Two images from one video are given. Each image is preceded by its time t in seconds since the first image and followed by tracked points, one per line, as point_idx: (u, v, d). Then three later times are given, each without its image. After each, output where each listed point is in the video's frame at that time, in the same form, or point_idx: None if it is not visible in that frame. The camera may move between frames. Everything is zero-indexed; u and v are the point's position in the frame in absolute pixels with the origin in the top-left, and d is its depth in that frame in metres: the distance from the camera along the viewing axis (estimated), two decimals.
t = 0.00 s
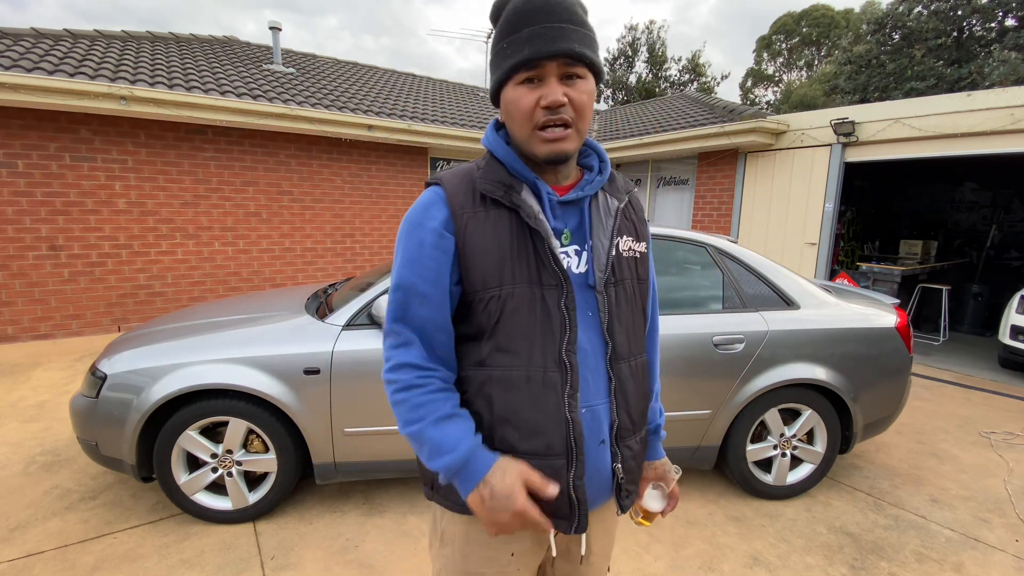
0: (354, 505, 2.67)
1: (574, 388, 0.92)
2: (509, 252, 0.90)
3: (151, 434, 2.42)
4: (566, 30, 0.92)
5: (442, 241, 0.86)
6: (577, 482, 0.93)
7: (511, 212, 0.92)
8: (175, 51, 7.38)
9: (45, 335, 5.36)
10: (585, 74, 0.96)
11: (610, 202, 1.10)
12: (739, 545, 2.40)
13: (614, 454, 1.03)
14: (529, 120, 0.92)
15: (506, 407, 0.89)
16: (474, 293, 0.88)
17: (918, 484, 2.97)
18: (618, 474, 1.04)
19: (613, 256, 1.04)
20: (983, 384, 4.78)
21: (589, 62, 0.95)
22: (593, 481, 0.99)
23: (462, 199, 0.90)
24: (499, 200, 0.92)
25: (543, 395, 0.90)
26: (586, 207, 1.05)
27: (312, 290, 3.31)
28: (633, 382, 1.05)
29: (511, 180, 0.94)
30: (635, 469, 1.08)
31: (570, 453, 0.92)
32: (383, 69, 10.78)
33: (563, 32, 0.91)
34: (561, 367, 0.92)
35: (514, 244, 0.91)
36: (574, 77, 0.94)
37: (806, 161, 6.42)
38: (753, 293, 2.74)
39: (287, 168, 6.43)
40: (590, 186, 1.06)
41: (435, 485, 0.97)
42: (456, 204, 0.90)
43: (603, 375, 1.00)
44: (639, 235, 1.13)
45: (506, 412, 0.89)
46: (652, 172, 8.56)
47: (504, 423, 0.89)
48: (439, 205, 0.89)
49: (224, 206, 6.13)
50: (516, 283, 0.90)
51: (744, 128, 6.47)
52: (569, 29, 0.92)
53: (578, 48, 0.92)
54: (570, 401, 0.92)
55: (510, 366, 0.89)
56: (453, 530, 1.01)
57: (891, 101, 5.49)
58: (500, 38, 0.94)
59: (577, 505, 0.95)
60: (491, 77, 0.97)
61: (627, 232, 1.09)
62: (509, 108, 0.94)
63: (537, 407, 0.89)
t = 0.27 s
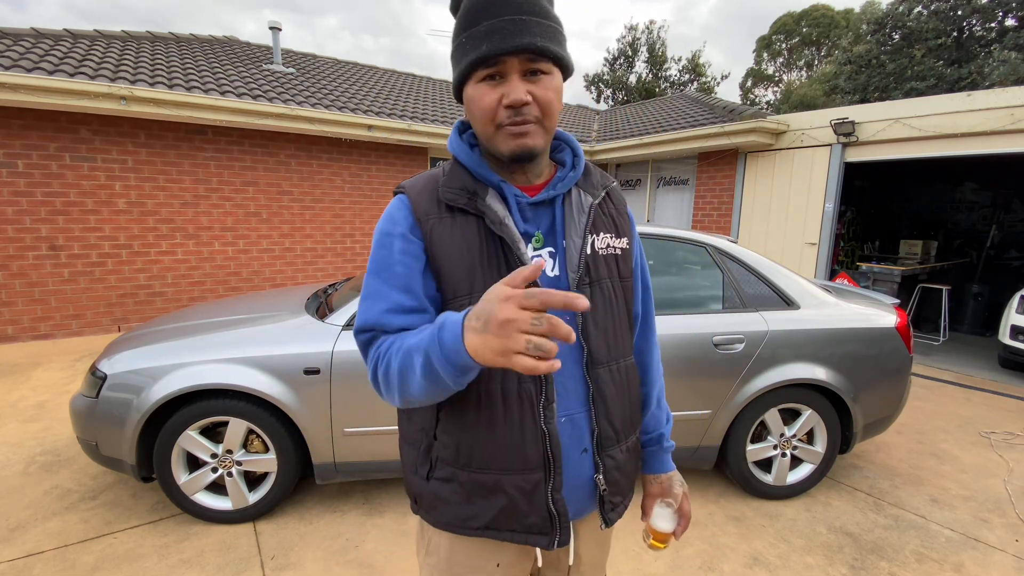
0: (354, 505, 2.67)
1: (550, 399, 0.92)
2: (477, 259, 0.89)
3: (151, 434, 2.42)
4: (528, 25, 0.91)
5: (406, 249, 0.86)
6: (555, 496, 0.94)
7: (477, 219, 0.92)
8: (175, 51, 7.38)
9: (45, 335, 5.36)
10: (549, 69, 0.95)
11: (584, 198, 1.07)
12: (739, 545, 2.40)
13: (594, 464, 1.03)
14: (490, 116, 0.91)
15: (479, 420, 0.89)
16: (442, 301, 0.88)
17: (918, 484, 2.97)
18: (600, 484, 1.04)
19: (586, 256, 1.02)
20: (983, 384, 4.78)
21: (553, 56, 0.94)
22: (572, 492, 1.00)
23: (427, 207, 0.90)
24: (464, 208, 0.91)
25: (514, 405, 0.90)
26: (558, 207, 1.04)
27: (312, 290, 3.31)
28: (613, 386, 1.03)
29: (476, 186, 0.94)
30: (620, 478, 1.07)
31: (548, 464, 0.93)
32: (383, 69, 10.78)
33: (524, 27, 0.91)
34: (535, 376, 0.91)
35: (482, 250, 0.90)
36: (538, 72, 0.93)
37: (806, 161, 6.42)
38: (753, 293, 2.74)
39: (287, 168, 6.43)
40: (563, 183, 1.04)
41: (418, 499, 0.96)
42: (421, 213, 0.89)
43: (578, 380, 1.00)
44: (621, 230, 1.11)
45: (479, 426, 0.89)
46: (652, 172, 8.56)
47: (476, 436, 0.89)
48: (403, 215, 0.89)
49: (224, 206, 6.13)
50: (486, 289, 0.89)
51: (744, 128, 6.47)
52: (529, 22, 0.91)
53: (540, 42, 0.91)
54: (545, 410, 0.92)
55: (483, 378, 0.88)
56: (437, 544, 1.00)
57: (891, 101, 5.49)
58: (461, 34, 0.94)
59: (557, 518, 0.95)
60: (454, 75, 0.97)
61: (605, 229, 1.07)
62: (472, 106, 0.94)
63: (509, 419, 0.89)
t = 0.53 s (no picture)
0: (353, 505, 2.68)
1: (543, 409, 0.91)
2: (460, 267, 0.86)
3: (151, 434, 2.42)
4: (504, 22, 0.90)
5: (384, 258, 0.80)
6: (555, 509, 0.92)
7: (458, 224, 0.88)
8: (175, 51, 7.38)
9: (45, 335, 5.36)
10: (527, 69, 0.94)
11: (565, 198, 1.07)
12: (739, 545, 2.40)
13: (585, 473, 1.01)
14: (467, 115, 0.89)
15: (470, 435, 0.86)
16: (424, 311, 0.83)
17: (919, 484, 2.97)
18: (590, 495, 1.02)
19: (568, 257, 1.01)
20: (983, 384, 4.78)
21: (531, 55, 0.93)
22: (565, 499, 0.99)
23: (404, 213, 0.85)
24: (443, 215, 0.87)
25: (505, 418, 0.88)
26: (539, 208, 1.04)
27: (311, 290, 3.31)
28: (600, 391, 1.03)
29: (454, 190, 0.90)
30: (611, 484, 1.06)
31: (545, 476, 0.91)
32: (383, 69, 10.78)
33: (501, 25, 0.90)
34: (527, 387, 0.90)
35: (466, 257, 0.87)
36: (514, 72, 0.92)
37: (806, 161, 6.42)
38: (753, 293, 2.74)
39: (287, 168, 6.43)
40: (542, 184, 1.03)
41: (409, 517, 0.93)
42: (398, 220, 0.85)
43: (565, 388, 0.98)
44: (601, 231, 1.12)
45: (470, 441, 0.86)
46: (652, 172, 8.56)
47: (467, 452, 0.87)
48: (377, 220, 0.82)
49: (224, 206, 6.13)
50: (470, 300, 0.85)
51: (744, 128, 6.48)
52: (506, 19, 0.90)
53: (517, 40, 0.90)
54: (539, 422, 0.90)
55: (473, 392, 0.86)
56: (430, 562, 0.98)
57: (892, 101, 5.49)
58: (434, 31, 0.92)
59: (556, 531, 0.93)
60: (426, 74, 0.94)
61: (584, 230, 1.07)
62: (445, 106, 0.91)
63: (500, 432, 0.87)
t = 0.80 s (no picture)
0: (353, 505, 2.67)
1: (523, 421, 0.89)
2: (434, 276, 0.83)
3: (151, 434, 2.42)
4: (520, 16, 0.87)
5: (353, 270, 0.76)
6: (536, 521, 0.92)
7: (432, 231, 0.86)
8: (174, 51, 7.38)
9: (45, 335, 5.36)
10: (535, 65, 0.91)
11: (544, 198, 1.04)
12: (739, 545, 2.40)
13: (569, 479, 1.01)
14: (499, 110, 0.83)
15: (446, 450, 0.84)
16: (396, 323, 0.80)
17: (919, 484, 2.97)
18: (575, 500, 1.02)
19: (548, 259, 0.99)
20: (983, 384, 4.78)
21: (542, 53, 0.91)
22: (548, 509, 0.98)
23: (376, 220, 0.82)
24: (416, 219, 0.85)
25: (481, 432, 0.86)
26: (518, 209, 1.01)
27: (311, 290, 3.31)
28: (583, 395, 1.02)
29: (427, 195, 0.88)
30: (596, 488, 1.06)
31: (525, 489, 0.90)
32: (383, 69, 10.78)
33: (520, 18, 0.86)
34: (506, 398, 0.88)
35: (441, 267, 0.84)
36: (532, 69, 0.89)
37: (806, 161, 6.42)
38: (753, 293, 2.74)
39: (287, 168, 6.43)
40: (520, 185, 0.99)
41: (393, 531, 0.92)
42: (369, 227, 0.81)
43: (546, 395, 0.97)
44: (582, 230, 1.10)
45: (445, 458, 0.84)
46: (652, 172, 8.56)
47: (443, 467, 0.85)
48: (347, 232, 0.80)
49: (224, 206, 6.13)
50: (446, 310, 0.84)
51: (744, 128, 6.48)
52: (520, 12, 0.87)
53: (535, 35, 0.88)
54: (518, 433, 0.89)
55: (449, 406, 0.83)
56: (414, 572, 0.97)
57: (892, 101, 5.49)
58: (454, 13, 0.84)
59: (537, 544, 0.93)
60: (438, 59, 0.84)
61: (564, 229, 1.05)
62: (474, 95, 0.83)
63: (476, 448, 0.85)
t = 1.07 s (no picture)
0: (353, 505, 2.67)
1: (528, 433, 0.90)
2: (444, 290, 0.85)
3: (151, 434, 2.42)
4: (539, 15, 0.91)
5: (361, 301, 0.79)
6: (537, 533, 0.92)
7: (440, 243, 0.87)
8: (175, 51, 7.38)
9: (45, 335, 5.36)
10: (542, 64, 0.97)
11: (543, 197, 1.07)
12: (739, 545, 2.40)
13: (577, 475, 1.03)
14: (533, 103, 0.87)
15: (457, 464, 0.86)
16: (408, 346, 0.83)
17: (919, 484, 2.97)
18: (582, 492, 1.05)
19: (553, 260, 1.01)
20: (983, 385, 4.77)
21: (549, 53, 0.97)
22: (557, 508, 1.00)
23: (380, 239, 0.81)
24: (426, 231, 0.85)
25: (487, 446, 0.87)
26: (519, 210, 1.02)
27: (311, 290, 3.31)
28: (589, 392, 1.04)
29: (436, 203, 0.88)
30: (602, 480, 1.09)
31: (529, 502, 0.91)
32: (383, 69, 10.78)
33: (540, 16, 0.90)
34: (512, 412, 0.89)
35: (450, 283, 0.86)
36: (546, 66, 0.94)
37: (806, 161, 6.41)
38: (753, 293, 2.74)
39: (286, 168, 6.43)
40: (520, 184, 1.00)
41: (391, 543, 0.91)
42: (372, 249, 0.80)
43: (557, 396, 0.99)
44: (577, 227, 1.13)
45: (455, 471, 0.86)
46: (652, 172, 8.56)
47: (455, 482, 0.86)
48: (350, 253, 0.79)
49: (224, 206, 6.13)
50: (457, 326, 0.86)
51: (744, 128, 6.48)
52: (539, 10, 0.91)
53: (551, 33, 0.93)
54: (524, 445, 0.90)
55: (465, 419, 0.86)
56: None
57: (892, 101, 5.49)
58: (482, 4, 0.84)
59: (539, 552, 0.93)
60: (470, 46, 0.82)
61: (564, 227, 1.07)
62: (512, 86, 0.84)
63: (484, 462, 0.87)
